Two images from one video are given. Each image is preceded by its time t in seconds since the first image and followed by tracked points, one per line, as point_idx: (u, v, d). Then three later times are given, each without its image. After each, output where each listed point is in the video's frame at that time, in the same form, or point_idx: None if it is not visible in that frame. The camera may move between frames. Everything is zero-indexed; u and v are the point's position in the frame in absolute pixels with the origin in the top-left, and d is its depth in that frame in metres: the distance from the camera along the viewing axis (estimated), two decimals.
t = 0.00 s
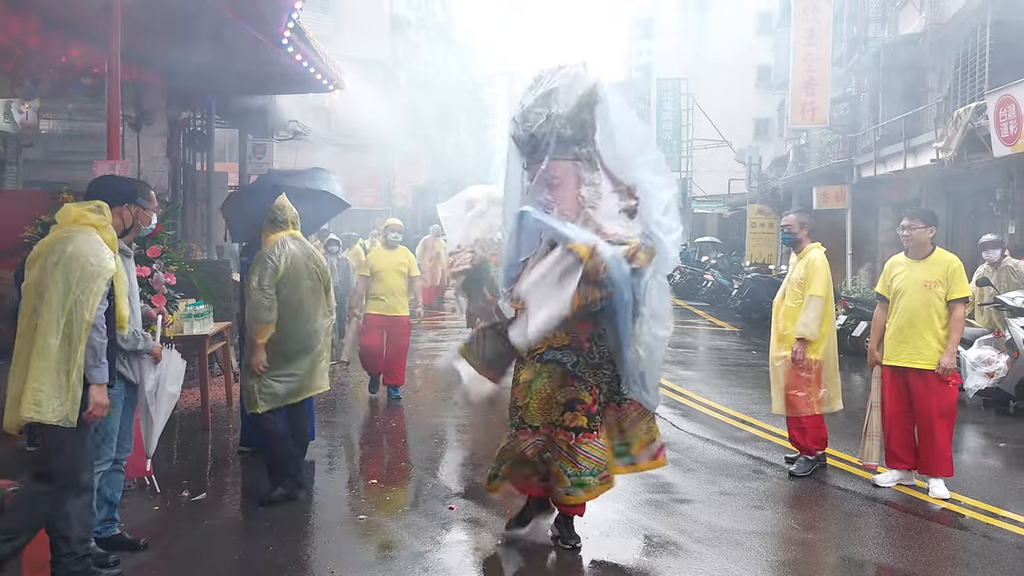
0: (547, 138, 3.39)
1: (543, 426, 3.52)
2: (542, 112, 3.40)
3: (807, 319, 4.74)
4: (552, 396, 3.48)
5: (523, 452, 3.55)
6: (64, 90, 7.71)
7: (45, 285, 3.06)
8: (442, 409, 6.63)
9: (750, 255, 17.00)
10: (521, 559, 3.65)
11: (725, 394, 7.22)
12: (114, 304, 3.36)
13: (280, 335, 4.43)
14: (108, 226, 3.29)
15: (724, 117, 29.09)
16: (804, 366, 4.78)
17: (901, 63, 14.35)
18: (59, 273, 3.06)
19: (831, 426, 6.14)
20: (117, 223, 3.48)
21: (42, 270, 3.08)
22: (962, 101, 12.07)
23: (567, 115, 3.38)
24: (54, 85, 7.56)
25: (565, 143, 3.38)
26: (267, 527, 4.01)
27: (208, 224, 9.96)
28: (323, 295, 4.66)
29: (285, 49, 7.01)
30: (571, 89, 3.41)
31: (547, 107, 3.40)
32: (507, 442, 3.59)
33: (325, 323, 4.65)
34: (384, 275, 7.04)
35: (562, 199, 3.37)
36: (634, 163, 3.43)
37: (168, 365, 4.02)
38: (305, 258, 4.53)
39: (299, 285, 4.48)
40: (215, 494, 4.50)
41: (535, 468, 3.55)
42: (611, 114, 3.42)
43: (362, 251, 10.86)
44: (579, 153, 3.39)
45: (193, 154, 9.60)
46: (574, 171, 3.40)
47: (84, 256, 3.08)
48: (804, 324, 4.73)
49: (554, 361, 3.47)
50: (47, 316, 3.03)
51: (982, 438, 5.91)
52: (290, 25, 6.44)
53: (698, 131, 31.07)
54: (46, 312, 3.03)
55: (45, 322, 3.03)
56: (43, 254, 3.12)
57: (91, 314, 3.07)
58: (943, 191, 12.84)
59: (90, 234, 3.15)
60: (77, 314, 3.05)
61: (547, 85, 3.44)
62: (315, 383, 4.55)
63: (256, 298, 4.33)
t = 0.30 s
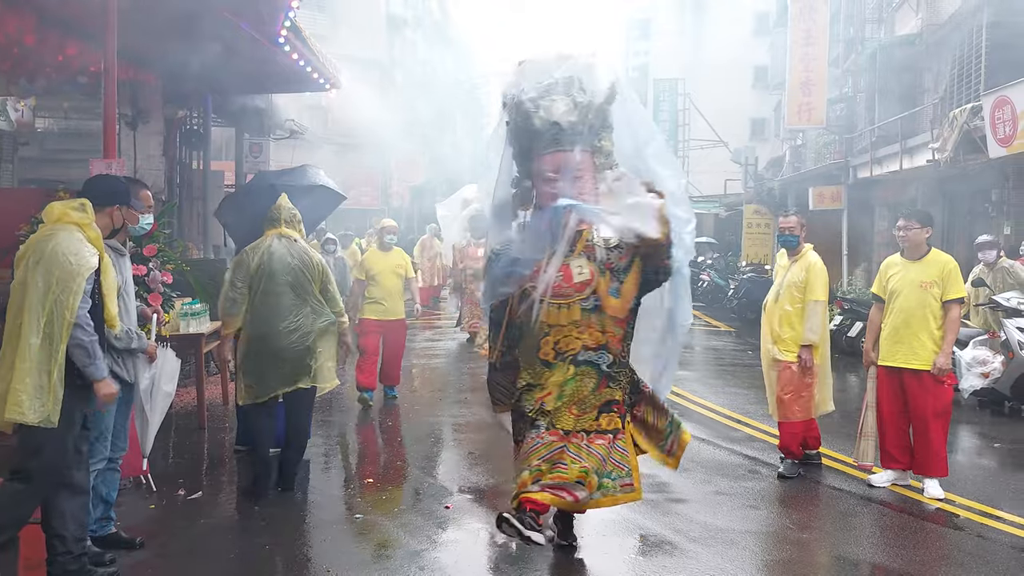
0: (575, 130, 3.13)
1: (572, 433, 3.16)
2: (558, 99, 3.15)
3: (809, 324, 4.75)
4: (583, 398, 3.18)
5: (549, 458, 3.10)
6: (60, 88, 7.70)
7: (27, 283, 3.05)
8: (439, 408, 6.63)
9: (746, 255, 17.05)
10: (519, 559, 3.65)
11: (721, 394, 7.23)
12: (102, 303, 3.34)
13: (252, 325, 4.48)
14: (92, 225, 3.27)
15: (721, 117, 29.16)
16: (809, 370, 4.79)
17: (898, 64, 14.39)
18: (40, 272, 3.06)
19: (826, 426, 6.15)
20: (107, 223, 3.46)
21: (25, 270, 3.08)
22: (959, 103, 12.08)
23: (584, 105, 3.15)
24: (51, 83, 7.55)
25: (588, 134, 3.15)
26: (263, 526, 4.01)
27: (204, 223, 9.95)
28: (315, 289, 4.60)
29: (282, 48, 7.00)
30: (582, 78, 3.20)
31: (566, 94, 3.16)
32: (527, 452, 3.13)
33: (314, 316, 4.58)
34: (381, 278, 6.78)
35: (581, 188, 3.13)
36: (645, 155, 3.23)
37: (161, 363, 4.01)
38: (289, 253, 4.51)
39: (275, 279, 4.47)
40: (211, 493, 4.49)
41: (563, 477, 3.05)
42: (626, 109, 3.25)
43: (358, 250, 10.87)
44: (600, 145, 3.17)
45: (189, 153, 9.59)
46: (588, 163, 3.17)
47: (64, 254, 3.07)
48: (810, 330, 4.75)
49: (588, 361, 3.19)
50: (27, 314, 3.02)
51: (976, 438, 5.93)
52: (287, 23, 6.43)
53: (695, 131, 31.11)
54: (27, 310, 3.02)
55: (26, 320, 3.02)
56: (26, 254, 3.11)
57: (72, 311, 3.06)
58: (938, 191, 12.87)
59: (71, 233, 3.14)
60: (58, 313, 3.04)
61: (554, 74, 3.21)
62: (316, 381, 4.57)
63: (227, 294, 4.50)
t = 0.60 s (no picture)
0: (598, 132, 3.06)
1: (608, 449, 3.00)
2: (581, 101, 3.07)
3: (804, 327, 4.76)
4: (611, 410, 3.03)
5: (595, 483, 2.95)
6: (53, 83, 7.67)
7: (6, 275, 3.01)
8: (432, 408, 6.63)
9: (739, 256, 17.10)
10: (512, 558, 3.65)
11: (714, 394, 7.25)
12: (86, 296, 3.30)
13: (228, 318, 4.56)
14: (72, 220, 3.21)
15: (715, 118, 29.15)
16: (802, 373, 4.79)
17: (891, 67, 14.43)
18: (19, 264, 3.02)
19: (818, 427, 6.17)
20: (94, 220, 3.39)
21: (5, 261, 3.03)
22: (952, 106, 12.12)
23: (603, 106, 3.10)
24: (43, 78, 7.51)
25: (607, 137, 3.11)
26: (254, 524, 4.00)
27: (197, 220, 9.93)
28: (291, 282, 4.50)
29: (277, 45, 6.99)
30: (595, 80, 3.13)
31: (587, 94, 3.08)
32: (572, 480, 2.94)
33: (289, 310, 4.50)
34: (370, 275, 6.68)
35: (595, 193, 3.09)
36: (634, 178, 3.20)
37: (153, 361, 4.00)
38: (260, 248, 4.49)
39: (244, 273, 4.48)
40: (203, 491, 4.48)
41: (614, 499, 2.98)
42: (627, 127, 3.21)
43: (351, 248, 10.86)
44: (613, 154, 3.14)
45: (182, 150, 9.56)
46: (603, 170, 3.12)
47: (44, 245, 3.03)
48: (806, 334, 4.74)
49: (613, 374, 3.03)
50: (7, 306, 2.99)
51: (967, 440, 5.95)
52: (282, 21, 6.42)
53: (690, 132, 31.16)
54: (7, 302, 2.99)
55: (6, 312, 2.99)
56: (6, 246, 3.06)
57: (55, 303, 3.03)
58: (931, 194, 12.91)
59: (50, 226, 3.09)
60: (42, 305, 3.01)
61: (569, 73, 3.13)
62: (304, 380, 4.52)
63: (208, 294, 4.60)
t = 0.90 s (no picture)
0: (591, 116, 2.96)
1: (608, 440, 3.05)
2: (576, 83, 2.96)
3: (803, 329, 4.63)
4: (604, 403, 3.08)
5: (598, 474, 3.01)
6: (47, 77, 7.65)
7: None
8: (427, 405, 6.62)
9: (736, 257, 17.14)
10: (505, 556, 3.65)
11: (709, 394, 7.26)
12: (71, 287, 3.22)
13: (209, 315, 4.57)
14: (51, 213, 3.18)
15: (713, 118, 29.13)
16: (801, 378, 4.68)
17: (888, 69, 14.45)
18: None
19: (812, 427, 6.18)
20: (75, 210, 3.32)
21: None
22: (948, 108, 12.13)
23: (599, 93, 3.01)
24: (38, 72, 7.48)
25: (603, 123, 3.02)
26: (249, 520, 3.99)
27: (192, 215, 9.93)
28: (266, 278, 4.45)
29: (274, 41, 6.98)
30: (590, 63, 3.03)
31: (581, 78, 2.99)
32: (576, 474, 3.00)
33: (263, 306, 4.43)
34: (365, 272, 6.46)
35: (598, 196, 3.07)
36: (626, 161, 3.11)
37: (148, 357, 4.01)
38: (236, 245, 4.45)
39: (222, 271, 4.47)
40: (196, 487, 4.47)
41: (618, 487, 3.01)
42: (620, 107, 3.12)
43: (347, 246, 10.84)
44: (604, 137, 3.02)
45: (178, 146, 9.54)
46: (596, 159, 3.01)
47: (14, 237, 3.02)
48: (809, 341, 4.61)
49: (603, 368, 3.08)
50: None
51: (960, 441, 5.96)
52: (279, 16, 6.41)
53: (688, 133, 31.20)
54: None
55: None
56: None
57: (27, 292, 3.00)
58: (927, 196, 12.93)
59: (27, 217, 3.10)
60: (13, 296, 2.99)
61: (563, 56, 3.00)
62: (283, 377, 4.48)
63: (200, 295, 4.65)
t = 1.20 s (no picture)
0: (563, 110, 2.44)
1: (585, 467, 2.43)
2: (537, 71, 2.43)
3: (789, 334, 4.65)
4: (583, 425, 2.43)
5: (565, 509, 2.36)
6: (38, 71, 7.58)
7: None
8: (418, 404, 6.61)
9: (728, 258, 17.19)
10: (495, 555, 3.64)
11: (700, 394, 7.27)
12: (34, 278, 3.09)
13: (195, 308, 4.57)
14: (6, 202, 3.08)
15: (707, 119, 29.21)
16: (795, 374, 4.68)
17: (882, 72, 14.49)
18: None
19: (802, 429, 6.19)
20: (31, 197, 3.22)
21: None
22: (941, 111, 12.17)
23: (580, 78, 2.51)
24: (28, 65, 7.43)
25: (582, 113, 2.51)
26: (238, 519, 3.97)
27: (183, 212, 9.88)
28: (248, 273, 4.39)
29: (267, 38, 6.94)
30: (566, 50, 2.51)
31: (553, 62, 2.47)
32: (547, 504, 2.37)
33: (246, 300, 4.38)
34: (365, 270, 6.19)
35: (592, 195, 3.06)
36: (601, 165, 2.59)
37: (137, 353, 3.95)
38: (218, 241, 4.42)
39: (207, 266, 4.45)
40: (185, 485, 4.45)
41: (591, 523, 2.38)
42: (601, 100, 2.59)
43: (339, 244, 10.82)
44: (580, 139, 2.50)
45: (169, 142, 9.49)
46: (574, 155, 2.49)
47: None
48: (795, 340, 4.63)
49: (588, 381, 2.43)
50: None
51: (949, 443, 5.98)
52: (272, 13, 6.37)
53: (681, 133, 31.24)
54: None
55: None
56: None
57: None
58: (918, 199, 13.00)
59: None
60: None
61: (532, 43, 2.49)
62: (270, 371, 4.44)
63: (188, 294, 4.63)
